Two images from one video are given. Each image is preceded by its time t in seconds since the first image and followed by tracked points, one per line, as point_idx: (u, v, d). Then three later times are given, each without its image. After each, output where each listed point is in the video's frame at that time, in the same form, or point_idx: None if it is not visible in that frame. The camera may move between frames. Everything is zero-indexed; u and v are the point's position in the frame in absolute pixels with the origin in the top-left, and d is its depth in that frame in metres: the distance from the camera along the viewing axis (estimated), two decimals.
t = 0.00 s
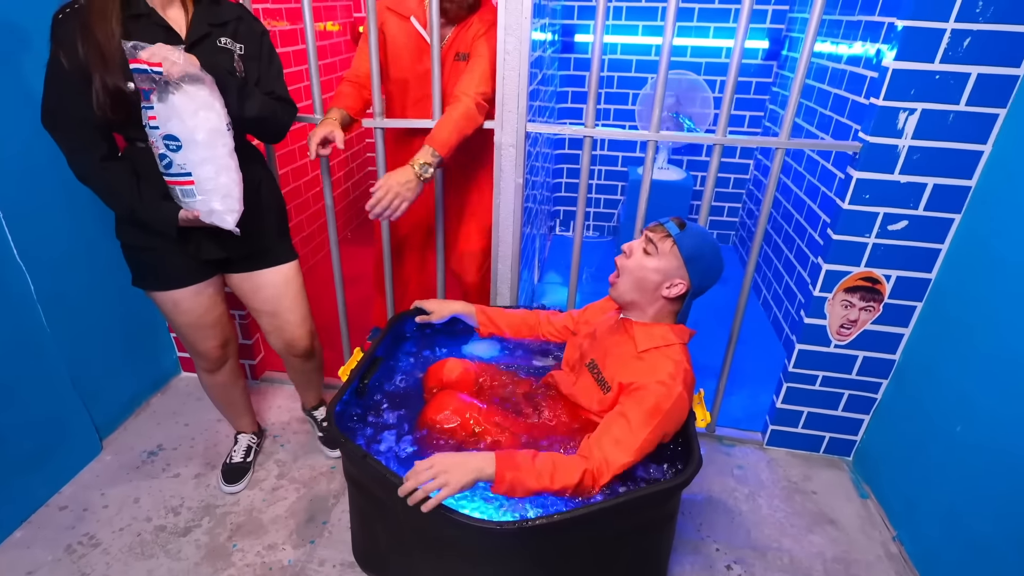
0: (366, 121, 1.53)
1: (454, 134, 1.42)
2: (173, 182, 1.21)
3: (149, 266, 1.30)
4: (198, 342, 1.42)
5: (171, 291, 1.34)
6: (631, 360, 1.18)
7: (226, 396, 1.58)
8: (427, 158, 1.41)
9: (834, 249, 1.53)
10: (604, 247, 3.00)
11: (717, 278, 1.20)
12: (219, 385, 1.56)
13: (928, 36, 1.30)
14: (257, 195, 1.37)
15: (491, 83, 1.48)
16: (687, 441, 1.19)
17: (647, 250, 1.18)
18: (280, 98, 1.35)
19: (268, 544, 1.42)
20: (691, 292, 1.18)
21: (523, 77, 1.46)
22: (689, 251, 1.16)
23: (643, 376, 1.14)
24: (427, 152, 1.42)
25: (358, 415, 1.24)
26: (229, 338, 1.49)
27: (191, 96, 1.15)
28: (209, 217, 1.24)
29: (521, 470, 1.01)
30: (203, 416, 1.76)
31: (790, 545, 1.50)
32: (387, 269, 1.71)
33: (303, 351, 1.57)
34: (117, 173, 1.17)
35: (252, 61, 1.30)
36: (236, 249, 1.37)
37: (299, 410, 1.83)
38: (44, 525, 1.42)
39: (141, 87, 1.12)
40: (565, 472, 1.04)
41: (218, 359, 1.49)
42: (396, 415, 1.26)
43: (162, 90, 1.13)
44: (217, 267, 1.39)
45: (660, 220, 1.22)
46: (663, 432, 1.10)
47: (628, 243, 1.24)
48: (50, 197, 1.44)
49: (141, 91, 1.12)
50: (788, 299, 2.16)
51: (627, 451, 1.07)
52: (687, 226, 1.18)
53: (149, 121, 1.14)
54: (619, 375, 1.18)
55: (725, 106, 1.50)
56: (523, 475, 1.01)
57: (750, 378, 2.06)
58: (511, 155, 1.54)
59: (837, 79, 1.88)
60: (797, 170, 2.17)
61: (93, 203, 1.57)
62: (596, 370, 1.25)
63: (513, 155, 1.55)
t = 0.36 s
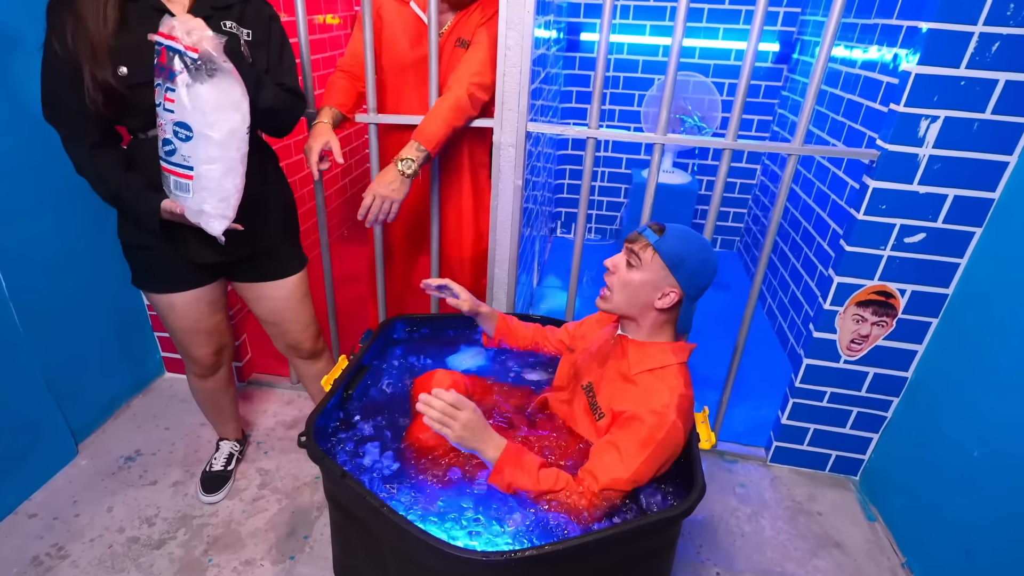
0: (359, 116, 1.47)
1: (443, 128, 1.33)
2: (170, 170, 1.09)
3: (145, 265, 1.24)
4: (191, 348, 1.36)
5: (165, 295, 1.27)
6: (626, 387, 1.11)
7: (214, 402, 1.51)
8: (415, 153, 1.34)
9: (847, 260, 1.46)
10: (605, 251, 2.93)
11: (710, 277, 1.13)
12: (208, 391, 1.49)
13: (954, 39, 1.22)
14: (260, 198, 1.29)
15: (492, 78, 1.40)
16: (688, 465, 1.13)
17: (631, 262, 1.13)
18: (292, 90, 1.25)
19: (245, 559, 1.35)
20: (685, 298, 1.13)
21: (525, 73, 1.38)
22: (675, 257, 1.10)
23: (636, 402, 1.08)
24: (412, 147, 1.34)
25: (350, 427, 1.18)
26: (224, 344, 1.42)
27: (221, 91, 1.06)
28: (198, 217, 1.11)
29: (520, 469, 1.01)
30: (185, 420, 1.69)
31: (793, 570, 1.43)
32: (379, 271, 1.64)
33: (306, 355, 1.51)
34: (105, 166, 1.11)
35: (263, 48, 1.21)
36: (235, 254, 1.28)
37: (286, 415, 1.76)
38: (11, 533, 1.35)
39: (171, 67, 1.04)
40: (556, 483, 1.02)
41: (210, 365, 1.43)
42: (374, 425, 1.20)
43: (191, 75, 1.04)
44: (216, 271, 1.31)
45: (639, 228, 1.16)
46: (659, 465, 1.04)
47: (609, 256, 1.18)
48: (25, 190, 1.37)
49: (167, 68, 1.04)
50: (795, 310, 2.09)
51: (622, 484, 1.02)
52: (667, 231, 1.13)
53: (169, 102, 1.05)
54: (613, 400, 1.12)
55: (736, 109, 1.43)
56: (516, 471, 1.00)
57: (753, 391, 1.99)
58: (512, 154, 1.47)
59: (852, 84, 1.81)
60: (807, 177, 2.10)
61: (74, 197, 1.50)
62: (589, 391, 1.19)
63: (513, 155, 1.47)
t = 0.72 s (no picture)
0: (353, 90, 1.38)
1: (449, 119, 1.26)
2: (193, 128, 1.00)
3: (161, 243, 1.19)
4: (194, 332, 1.30)
5: (181, 277, 1.22)
6: (624, 375, 1.05)
7: (210, 388, 1.44)
8: (421, 152, 1.25)
9: (875, 249, 1.35)
10: (614, 237, 2.83)
11: (724, 274, 1.05)
12: (206, 376, 1.41)
13: (1005, 6, 1.10)
14: (288, 180, 1.21)
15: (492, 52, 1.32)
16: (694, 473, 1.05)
17: (637, 254, 1.05)
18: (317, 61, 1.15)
19: (229, 555, 1.29)
20: (697, 296, 1.05)
21: (529, 45, 1.27)
22: (684, 252, 1.02)
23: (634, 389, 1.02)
24: (417, 144, 1.26)
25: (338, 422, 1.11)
26: (226, 331, 1.35)
27: (260, 44, 0.99)
28: (220, 182, 1.02)
29: (478, 368, 0.99)
30: (173, 407, 1.63)
31: None
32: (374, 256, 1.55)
33: (312, 339, 1.45)
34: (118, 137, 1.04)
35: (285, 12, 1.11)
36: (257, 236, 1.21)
37: (278, 403, 1.70)
38: None
39: (208, 16, 0.97)
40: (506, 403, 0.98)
41: (211, 349, 1.36)
42: (345, 425, 1.11)
43: (229, 25, 0.97)
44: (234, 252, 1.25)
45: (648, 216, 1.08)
46: (630, 445, 0.98)
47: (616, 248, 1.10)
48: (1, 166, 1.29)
49: (203, 18, 0.97)
50: (812, 301, 1.99)
51: (575, 438, 0.98)
52: (677, 223, 1.05)
53: (201, 53, 0.97)
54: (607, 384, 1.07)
55: (757, 85, 1.32)
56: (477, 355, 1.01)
57: (767, 386, 1.90)
58: (513, 131, 1.37)
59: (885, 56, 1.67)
60: (829, 161, 1.98)
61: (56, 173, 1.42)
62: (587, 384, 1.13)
63: (516, 134, 1.38)
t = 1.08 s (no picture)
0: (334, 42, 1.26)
1: (412, 70, 1.12)
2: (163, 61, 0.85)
3: (134, 204, 1.05)
4: (166, 307, 1.17)
5: (152, 248, 1.08)
6: (643, 351, 0.95)
7: (184, 365, 1.30)
8: (371, 89, 1.10)
9: (913, 217, 1.21)
10: (621, 209, 2.69)
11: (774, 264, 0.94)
12: (180, 352, 1.27)
13: None
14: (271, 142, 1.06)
15: None
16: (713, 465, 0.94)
17: (679, 225, 0.93)
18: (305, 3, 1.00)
19: (201, 548, 1.20)
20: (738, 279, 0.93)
21: None
22: (734, 231, 0.90)
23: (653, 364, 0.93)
24: (370, 82, 1.11)
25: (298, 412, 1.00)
26: (205, 307, 1.21)
27: None
28: (193, 126, 0.89)
29: (486, 329, 0.87)
30: (149, 387, 1.53)
31: None
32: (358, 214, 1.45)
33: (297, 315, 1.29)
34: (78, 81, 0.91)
35: None
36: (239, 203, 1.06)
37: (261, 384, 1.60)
38: None
39: None
40: (511, 370, 0.86)
41: (187, 325, 1.22)
42: (306, 418, 1.00)
43: None
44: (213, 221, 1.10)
45: (699, 184, 0.95)
46: (647, 431, 0.89)
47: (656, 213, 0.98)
48: None
49: None
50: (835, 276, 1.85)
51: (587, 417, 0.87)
52: (734, 195, 0.92)
53: None
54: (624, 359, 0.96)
55: (786, 30, 1.15)
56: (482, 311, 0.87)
57: (786, 368, 1.77)
58: (507, 87, 1.23)
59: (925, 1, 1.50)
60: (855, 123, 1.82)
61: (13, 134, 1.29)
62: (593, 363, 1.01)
63: (512, 89, 1.23)
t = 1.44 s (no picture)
0: None
1: None
2: None
3: (51, 157, 0.89)
4: (102, 279, 1.01)
5: (78, 209, 0.92)
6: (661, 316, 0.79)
7: (132, 342, 1.15)
8: None
9: (979, 158, 1.02)
10: (633, 159, 2.48)
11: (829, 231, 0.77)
12: (126, 330, 1.13)
13: None
14: (207, 80, 0.87)
15: None
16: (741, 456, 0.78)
17: (716, 183, 0.74)
18: None
19: (162, 548, 1.07)
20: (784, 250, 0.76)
21: None
22: (787, 193, 0.72)
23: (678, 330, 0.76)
24: None
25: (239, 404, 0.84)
26: (149, 280, 1.05)
27: None
28: (94, 43, 0.72)
29: (482, 279, 0.70)
30: (106, 368, 1.38)
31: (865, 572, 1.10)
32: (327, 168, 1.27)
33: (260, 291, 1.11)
34: None
35: None
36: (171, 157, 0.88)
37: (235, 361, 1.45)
38: None
39: None
40: (511, 328, 0.69)
41: (130, 298, 1.07)
42: (242, 407, 0.84)
43: None
44: (147, 178, 0.93)
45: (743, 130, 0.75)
46: (672, 408, 0.73)
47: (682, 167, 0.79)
48: None
49: None
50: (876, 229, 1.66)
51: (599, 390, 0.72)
52: (788, 149, 0.72)
53: None
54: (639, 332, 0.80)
55: None
56: (476, 257, 0.70)
57: (815, 335, 1.62)
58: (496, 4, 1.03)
59: None
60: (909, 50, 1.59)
61: None
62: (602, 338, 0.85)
63: (501, 10, 1.03)
